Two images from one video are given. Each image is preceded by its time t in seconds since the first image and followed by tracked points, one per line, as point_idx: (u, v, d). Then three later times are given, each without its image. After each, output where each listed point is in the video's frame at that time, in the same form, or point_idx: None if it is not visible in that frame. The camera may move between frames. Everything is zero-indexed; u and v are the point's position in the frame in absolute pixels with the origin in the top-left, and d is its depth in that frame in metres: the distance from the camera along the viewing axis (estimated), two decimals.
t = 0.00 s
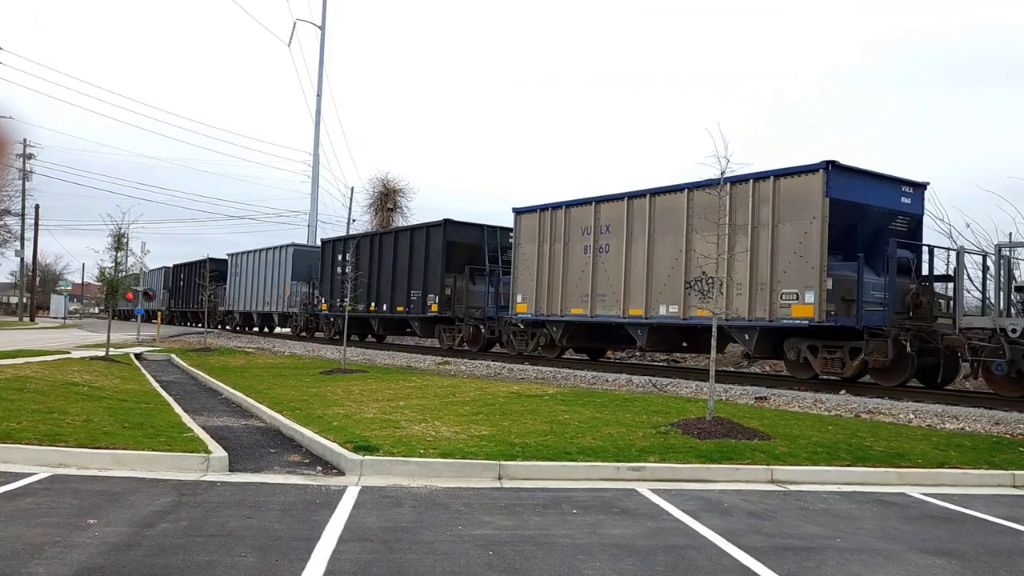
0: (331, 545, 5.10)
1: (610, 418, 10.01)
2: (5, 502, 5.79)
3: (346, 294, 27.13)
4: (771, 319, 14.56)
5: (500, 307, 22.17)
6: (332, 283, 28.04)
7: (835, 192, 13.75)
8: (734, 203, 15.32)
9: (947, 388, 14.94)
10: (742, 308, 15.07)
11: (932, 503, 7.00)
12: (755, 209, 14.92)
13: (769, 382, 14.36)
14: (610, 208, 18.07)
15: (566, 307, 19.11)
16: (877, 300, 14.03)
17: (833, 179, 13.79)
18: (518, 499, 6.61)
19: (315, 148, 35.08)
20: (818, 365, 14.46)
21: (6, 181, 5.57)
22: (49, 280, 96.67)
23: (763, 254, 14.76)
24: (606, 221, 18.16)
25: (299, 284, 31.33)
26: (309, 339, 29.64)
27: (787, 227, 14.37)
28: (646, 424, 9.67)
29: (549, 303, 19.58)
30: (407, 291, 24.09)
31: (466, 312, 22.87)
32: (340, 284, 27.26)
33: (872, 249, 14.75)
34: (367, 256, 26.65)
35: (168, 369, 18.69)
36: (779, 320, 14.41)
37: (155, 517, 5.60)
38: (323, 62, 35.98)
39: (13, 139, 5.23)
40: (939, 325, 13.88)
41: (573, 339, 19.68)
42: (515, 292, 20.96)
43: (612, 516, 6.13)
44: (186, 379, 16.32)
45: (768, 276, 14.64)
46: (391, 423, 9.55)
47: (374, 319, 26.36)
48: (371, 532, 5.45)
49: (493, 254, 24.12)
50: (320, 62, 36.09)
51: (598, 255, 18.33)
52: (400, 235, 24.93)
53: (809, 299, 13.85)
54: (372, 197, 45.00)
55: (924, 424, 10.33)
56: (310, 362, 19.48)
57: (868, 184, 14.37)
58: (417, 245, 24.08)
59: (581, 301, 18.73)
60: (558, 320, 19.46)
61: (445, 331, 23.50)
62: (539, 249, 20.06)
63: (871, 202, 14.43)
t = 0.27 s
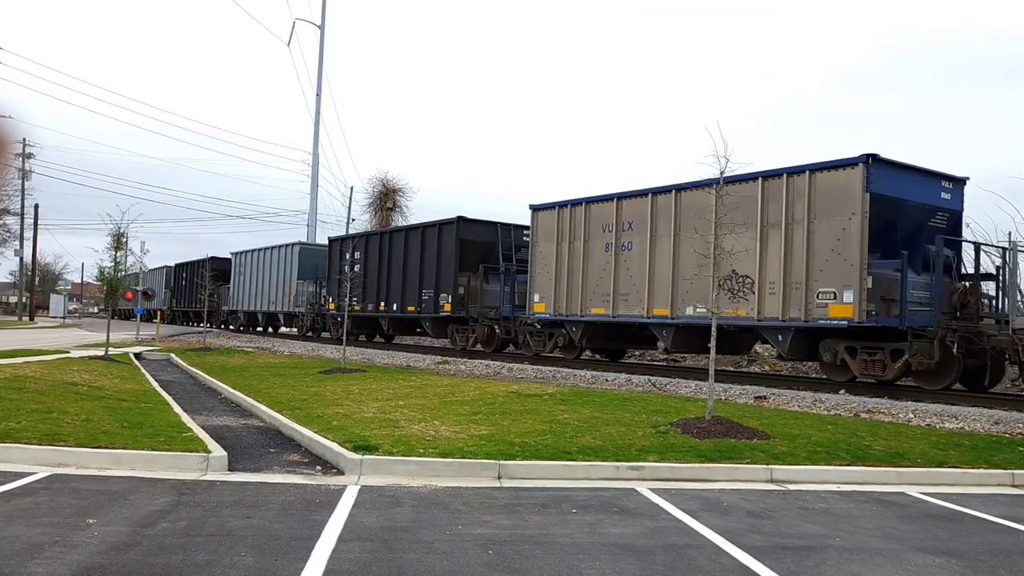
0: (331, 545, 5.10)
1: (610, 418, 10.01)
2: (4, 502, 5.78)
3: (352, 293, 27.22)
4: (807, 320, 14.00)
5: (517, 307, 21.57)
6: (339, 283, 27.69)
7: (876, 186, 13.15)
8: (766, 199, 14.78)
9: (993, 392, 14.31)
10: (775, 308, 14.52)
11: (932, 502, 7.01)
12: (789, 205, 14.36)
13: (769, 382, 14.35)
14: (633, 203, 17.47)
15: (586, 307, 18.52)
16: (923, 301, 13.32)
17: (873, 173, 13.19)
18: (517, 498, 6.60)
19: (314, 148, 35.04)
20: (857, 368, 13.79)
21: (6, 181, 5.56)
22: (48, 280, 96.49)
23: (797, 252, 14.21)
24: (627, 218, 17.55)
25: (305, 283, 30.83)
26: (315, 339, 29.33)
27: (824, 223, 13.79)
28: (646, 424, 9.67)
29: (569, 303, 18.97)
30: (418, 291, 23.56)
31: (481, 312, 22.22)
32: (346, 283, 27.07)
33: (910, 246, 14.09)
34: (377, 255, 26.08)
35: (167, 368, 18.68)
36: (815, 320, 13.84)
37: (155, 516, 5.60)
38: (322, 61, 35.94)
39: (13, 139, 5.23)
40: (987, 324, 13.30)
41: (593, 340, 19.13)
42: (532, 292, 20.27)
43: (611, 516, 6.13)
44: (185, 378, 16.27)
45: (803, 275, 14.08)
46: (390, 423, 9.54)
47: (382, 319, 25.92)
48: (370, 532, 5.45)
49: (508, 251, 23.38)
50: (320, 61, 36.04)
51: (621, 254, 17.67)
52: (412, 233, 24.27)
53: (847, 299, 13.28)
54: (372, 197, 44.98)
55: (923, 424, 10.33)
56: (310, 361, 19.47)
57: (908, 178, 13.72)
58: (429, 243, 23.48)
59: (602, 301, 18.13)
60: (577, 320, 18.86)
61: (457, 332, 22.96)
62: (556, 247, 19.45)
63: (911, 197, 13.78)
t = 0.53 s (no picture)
0: (330, 545, 5.10)
1: (610, 419, 10.01)
2: (4, 502, 5.78)
3: (361, 293, 26.92)
4: (844, 321, 13.57)
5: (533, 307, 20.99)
6: (350, 283, 27.13)
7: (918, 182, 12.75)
8: (799, 196, 14.37)
9: None
10: (810, 309, 14.10)
11: (931, 503, 7.01)
12: (824, 202, 13.95)
13: (770, 383, 14.34)
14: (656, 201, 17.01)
15: (607, 308, 18.02)
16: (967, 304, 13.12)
17: (915, 169, 12.79)
18: (517, 499, 6.60)
19: (314, 148, 35.07)
20: (896, 371, 13.37)
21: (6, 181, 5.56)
22: (49, 282, 96.41)
23: (833, 250, 13.79)
24: (651, 217, 17.10)
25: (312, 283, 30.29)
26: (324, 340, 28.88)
27: (862, 220, 13.39)
28: (646, 425, 9.68)
29: (589, 304, 18.48)
30: (430, 292, 23.14)
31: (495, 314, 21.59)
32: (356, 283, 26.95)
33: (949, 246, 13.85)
34: (387, 254, 25.59)
35: (167, 369, 18.68)
36: (853, 321, 13.42)
37: (155, 517, 5.60)
38: (322, 62, 35.93)
39: (14, 139, 5.23)
40: None
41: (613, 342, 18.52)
42: (550, 292, 19.85)
43: (611, 516, 6.13)
44: (185, 379, 16.26)
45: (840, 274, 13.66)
46: (391, 424, 9.53)
47: (392, 320, 25.37)
48: (370, 532, 5.45)
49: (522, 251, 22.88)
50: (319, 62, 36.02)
51: (643, 253, 17.20)
52: (424, 232, 23.85)
53: (888, 299, 12.86)
54: (372, 197, 45.00)
55: (924, 425, 10.34)
56: (310, 362, 19.47)
57: (951, 172, 13.37)
58: (441, 243, 23.13)
59: (624, 302, 17.63)
60: (598, 322, 18.32)
61: (470, 333, 22.34)
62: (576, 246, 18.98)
63: (953, 193, 13.44)
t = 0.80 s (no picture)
0: (330, 547, 5.10)
1: (610, 421, 10.01)
2: (4, 503, 5.78)
3: (370, 294, 26.42)
4: (880, 324, 12.94)
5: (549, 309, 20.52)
6: (360, 283, 26.86)
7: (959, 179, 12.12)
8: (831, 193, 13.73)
9: None
10: (844, 311, 13.47)
11: (931, 505, 7.01)
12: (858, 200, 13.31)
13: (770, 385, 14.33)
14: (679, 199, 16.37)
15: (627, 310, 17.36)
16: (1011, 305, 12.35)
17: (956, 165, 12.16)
18: (517, 500, 6.60)
19: (314, 149, 35.08)
20: (937, 375, 12.61)
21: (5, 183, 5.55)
22: (49, 283, 96.37)
23: (868, 250, 13.16)
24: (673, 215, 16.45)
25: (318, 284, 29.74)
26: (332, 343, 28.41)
27: (899, 219, 12.76)
28: (645, 426, 9.67)
29: (608, 305, 17.81)
30: (441, 293, 22.60)
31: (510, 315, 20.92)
32: (365, 283, 26.50)
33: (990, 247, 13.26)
34: (397, 255, 25.06)
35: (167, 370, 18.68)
36: (890, 324, 12.78)
37: (154, 518, 5.59)
38: (322, 63, 35.95)
39: (13, 140, 5.21)
40: None
41: (633, 344, 17.74)
42: (567, 293, 19.14)
43: (611, 518, 6.13)
44: (184, 380, 16.25)
45: (876, 275, 13.04)
46: (390, 425, 9.51)
47: (401, 322, 24.75)
48: (370, 534, 5.45)
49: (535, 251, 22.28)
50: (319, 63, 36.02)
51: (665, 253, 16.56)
52: (435, 232, 23.29)
53: (929, 301, 12.22)
54: (371, 198, 44.99)
55: (923, 426, 10.34)
56: (309, 363, 19.46)
57: (995, 170, 12.85)
58: (453, 243, 22.59)
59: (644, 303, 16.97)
60: (618, 323, 17.58)
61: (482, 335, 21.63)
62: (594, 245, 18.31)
63: (996, 192, 12.92)
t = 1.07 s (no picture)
0: (330, 548, 5.10)
1: (610, 422, 10.00)
2: (4, 505, 5.78)
3: (381, 295, 26.07)
4: (926, 327, 12.32)
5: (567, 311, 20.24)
6: (371, 284, 26.50)
7: (1011, 175, 11.51)
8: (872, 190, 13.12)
9: None
10: (885, 313, 12.87)
11: (931, 506, 7.01)
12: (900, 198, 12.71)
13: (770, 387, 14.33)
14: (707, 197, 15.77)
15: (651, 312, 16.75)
16: None
17: (1008, 161, 11.55)
18: (516, 502, 6.59)
19: (314, 152, 35.13)
20: (986, 380, 12.02)
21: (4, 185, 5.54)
22: (49, 286, 96.35)
23: (913, 250, 12.56)
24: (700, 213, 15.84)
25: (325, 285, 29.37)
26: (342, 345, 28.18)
27: (946, 217, 12.16)
28: (645, 428, 9.67)
29: (631, 307, 17.19)
30: (455, 294, 22.24)
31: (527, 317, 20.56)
32: (376, 284, 26.15)
33: None
34: (408, 256, 24.59)
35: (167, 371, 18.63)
36: (936, 327, 12.19)
37: (154, 520, 5.59)
38: (322, 65, 35.98)
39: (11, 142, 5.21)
40: None
41: (657, 347, 17.17)
42: (586, 294, 18.47)
43: (611, 520, 6.13)
44: (184, 382, 16.23)
45: (921, 276, 12.44)
46: (390, 427, 9.51)
47: (413, 324, 24.32)
48: (370, 536, 5.44)
49: (552, 251, 21.74)
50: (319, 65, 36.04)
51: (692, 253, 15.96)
52: (448, 232, 22.81)
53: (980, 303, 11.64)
54: (371, 200, 45.01)
55: (923, 428, 10.34)
56: (310, 365, 19.45)
57: None
58: (467, 244, 22.13)
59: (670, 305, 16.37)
60: (641, 326, 17.05)
61: (497, 338, 21.27)
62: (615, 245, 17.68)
63: None
